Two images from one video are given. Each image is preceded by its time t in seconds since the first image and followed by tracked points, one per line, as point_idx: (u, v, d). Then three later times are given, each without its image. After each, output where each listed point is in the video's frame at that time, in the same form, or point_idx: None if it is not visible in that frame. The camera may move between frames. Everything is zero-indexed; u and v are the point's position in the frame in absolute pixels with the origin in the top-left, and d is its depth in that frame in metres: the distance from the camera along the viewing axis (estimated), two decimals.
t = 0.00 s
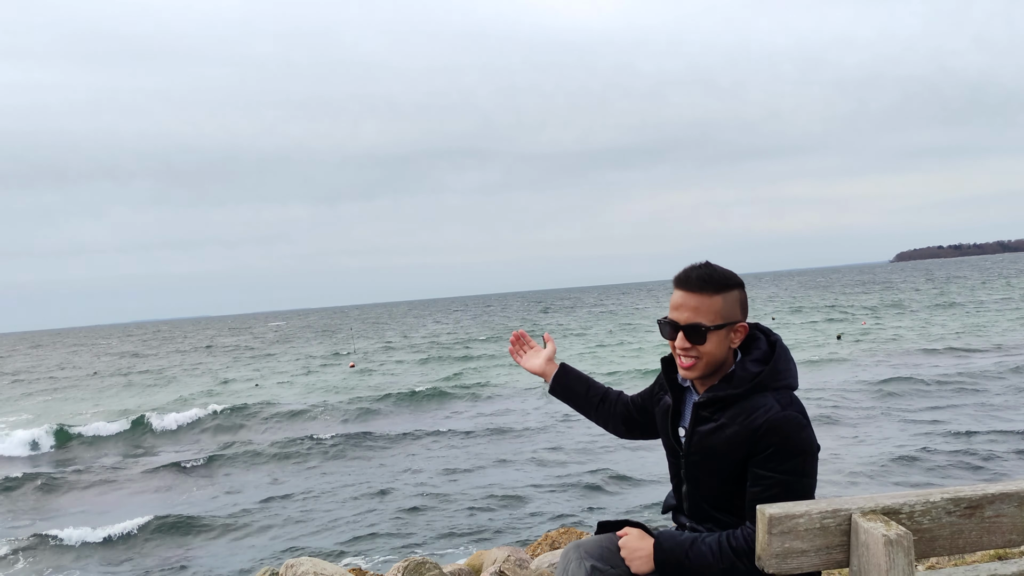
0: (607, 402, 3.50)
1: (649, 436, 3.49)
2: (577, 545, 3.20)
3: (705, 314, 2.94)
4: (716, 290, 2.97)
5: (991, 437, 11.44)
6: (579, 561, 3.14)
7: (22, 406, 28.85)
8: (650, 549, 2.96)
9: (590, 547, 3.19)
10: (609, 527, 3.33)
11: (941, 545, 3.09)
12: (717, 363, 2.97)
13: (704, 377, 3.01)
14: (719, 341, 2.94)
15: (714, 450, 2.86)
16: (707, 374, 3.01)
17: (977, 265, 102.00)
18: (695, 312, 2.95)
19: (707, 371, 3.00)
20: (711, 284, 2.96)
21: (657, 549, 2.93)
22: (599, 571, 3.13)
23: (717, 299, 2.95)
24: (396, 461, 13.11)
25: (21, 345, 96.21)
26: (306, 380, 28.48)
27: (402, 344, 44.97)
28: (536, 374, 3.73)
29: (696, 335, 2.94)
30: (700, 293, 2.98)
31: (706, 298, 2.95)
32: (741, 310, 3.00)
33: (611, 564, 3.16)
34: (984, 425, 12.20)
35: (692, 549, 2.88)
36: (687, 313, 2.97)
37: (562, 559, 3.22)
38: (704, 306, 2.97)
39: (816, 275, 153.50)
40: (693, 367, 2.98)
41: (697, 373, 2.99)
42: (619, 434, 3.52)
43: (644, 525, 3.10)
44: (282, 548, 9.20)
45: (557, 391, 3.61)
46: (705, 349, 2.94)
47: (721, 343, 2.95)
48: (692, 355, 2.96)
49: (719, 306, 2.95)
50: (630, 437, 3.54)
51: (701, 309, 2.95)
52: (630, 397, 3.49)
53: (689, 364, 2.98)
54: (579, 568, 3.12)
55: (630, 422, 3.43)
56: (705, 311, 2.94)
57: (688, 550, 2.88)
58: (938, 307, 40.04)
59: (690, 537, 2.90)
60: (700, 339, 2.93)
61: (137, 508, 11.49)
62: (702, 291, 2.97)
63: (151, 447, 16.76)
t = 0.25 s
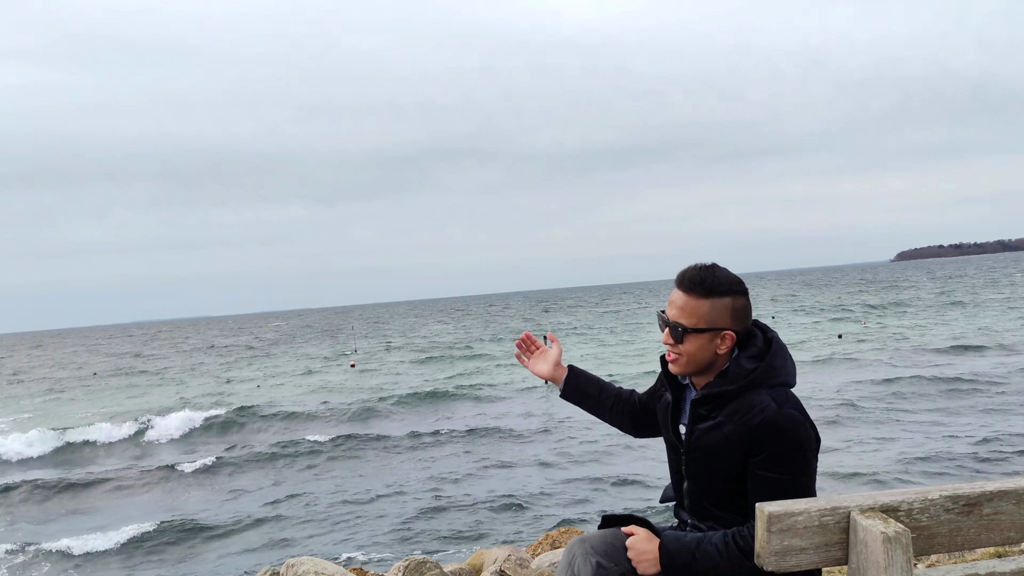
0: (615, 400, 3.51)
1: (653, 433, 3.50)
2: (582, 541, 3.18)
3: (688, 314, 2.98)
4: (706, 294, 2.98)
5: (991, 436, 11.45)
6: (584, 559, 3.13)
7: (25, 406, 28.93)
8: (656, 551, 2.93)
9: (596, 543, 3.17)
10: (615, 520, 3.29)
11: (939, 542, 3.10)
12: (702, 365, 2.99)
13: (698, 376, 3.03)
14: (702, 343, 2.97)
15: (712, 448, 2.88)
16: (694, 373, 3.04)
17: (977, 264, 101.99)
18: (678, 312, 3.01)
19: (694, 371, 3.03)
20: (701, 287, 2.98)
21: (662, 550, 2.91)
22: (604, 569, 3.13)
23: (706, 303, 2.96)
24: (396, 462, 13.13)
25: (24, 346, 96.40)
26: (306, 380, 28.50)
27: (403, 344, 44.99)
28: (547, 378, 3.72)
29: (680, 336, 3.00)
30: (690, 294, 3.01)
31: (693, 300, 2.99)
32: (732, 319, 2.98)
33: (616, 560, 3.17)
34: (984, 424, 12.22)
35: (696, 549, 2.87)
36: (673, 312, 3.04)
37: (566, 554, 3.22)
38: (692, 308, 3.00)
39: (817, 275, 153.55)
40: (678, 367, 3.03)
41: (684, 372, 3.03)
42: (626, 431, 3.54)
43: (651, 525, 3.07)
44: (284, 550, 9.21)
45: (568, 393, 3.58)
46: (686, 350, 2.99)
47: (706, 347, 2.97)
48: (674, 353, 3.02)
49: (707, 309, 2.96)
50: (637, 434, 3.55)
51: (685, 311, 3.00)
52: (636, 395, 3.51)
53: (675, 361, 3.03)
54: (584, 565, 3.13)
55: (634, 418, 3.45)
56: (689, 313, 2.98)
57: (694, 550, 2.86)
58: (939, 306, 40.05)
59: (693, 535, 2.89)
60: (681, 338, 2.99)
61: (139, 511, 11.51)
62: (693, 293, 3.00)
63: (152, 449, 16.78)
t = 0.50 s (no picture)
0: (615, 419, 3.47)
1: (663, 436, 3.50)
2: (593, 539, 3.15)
3: (675, 310, 3.01)
4: (689, 288, 3.01)
5: (990, 433, 11.49)
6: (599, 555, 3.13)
7: (27, 407, 28.96)
8: (665, 547, 2.95)
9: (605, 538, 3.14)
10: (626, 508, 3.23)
11: (936, 539, 3.12)
12: (694, 359, 3.02)
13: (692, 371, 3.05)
14: (688, 337, 3.00)
15: (714, 443, 2.90)
16: (686, 369, 3.06)
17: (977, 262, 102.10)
18: (665, 306, 3.05)
19: (686, 366, 3.06)
20: (683, 282, 3.02)
21: (670, 547, 2.92)
22: (617, 557, 3.13)
23: (690, 298, 3.00)
24: (398, 463, 13.17)
25: (26, 348, 96.37)
26: (307, 381, 28.54)
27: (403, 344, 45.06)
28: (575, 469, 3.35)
29: (667, 330, 3.04)
30: (674, 290, 3.05)
31: (679, 296, 3.02)
32: (718, 312, 2.99)
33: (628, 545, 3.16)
34: (983, 422, 12.25)
35: (704, 545, 2.86)
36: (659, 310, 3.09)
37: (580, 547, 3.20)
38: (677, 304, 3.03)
39: (817, 273, 153.46)
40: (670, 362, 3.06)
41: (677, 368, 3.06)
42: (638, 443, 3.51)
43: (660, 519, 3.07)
44: (285, 552, 9.25)
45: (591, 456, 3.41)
46: (675, 344, 3.02)
47: (695, 340, 2.99)
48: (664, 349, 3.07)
49: (691, 304, 2.98)
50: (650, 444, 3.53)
51: (670, 307, 3.03)
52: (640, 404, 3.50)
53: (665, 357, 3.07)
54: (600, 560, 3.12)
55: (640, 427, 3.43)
56: (675, 308, 3.01)
57: (701, 547, 2.86)
58: (938, 304, 40.11)
59: (699, 531, 2.89)
60: (668, 333, 3.03)
61: (140, 513, 11.54)
62: (677, 290, 3.03)
63: (154, 451, 16.82)
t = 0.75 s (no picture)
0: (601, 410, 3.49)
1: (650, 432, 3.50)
2: (591, 536, 3.13)
3: (669, 305, 3.00)
4: (683, 283, 3.01)
5: (990, 430, 11.50)
6: (595, 553, 3.10)
7: (27, 411, 28.94)
8: (663, 545, 2.95)
9: (604, 537, 3.13)
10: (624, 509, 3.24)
11: (933, 535, 3.11)
12: (692, 354, 3.01)
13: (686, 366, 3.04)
14: (684, 332, 2.99)
15: (711, 436, 2.88)
16: (682, 365, 3.06)
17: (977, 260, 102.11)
18: (661, 304, 3.03)
19: (682, 361, 3.05)
20: (677, 277, 3.01)
21: (669, 543, 2.91)
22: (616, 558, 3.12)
23: (684, 292, 3.00)
24: (398, 465, 13.18)
25: (26, 350, 96.40)
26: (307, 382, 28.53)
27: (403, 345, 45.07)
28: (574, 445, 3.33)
29: (663, 327, 3.02)
30: (667, 286, 3.04)
31: (672, 292, 3.00)
32: (711, 305, 3.00)
33: (625, 547, 3.15)
34: (983, 419, 12.26)
35: (704, 539, 2.84)
36: (655, 306, 3.06)
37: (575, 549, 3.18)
38: (672, 299, 3.02)
39: (817, 271, 153.33)
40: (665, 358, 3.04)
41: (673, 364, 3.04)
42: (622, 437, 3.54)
43: (656, 518, 3.09)
44: (286, 555, 9.25)
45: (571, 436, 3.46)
46: (671, 341, 3.00)
47: (690, 335, 2.99)
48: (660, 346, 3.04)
49: (686, 299, 2.99)
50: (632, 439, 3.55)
51: (666, 302, 3.01)
52: (629, 399, 3.51)
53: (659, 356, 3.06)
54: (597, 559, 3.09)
55: (625, 422, 3.45)
56: (669, 304, 3.00)
57: (701, 541, 2.84)
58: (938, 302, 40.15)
59: (697, 526, 2.88)
60: (665, 330, 3.01)
61: (142, 517, 11.53)
62: (671, 285, 3.03)
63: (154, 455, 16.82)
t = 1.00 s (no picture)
0: (585, 395, 3.52)
1: (635, 425, 3.52)
2: (577, 531, 3.15)
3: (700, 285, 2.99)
4: (704, 267, 3.04)
5: (990, 428, 11.50)
6: (580, 547, 3.10)
7: (28, 412, 28.91)
8: (653, 542, 2.93)
9: (591, 534, 3.15)
10: (614, 513, 3.26)
11: (928, 532, 3.11)
12: (709, 340, 3.00)
13: (695, 354, 3.02)
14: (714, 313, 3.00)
15: (704, 427, 2.88)
16: (703, 349, 3.03)
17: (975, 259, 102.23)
18: (690, 286, 2.99)
19: (700, 347, 3.03)
20: (701, 260, 3.03)
21: (657, 540, 2.90)
22: (602, 559, 3.11)
23: (708, 274, 3.02)
24: (397, 467, 13.16)
25: (27, 352, 96.34)
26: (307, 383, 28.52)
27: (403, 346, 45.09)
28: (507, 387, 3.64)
29: (695, 309, 2.98)
30: (690, 268, 3.03)
31: (697, 273, 3.02)
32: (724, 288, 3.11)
33: (614, 549, 3.15)
34: (982, 417, 12.27)
35: (691, 534, 2.86)
36: (683, 288, 3.00)
37: (561, 546, 3.18)
38: (698, 281, 3.02)
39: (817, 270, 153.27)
40: (690, 341, 2.98)
41: (693, 349, 3.00)
42: (602, 423, 3.56)
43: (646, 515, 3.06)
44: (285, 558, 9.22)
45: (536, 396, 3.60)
46: (703, 322, 2.97)
47: (714, 317, 3.01)
48: (691, 329, 2.97)
49: (711, 281, 3.02)
50: (610, 426, 3.58)
51: (697, 283, 3.00)
52: (615, 389, 3.52)
53: (685, 339, 2.98)
54: (580, 554, 3.08)
55: (614, 411, 3.48)
56: (699, 284, 3.00)
57: (689, 536, 2.85)
58: (937, 300, 40.25)
59: (687, 521, 2.88)
60: (701, 311, 2.97)
61: (140, 521, 11.51)
62: (694, 268, 3.02)
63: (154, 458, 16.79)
